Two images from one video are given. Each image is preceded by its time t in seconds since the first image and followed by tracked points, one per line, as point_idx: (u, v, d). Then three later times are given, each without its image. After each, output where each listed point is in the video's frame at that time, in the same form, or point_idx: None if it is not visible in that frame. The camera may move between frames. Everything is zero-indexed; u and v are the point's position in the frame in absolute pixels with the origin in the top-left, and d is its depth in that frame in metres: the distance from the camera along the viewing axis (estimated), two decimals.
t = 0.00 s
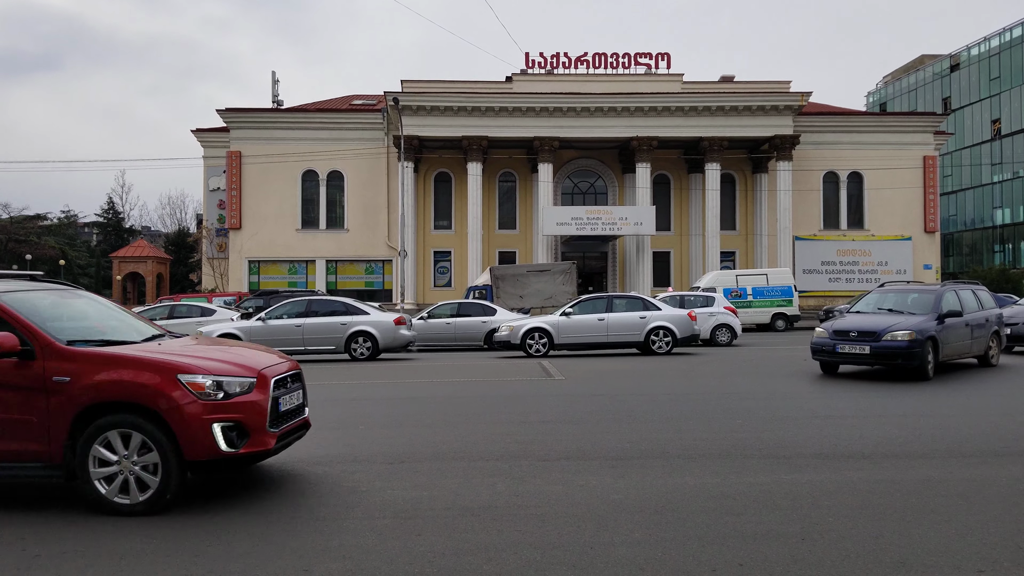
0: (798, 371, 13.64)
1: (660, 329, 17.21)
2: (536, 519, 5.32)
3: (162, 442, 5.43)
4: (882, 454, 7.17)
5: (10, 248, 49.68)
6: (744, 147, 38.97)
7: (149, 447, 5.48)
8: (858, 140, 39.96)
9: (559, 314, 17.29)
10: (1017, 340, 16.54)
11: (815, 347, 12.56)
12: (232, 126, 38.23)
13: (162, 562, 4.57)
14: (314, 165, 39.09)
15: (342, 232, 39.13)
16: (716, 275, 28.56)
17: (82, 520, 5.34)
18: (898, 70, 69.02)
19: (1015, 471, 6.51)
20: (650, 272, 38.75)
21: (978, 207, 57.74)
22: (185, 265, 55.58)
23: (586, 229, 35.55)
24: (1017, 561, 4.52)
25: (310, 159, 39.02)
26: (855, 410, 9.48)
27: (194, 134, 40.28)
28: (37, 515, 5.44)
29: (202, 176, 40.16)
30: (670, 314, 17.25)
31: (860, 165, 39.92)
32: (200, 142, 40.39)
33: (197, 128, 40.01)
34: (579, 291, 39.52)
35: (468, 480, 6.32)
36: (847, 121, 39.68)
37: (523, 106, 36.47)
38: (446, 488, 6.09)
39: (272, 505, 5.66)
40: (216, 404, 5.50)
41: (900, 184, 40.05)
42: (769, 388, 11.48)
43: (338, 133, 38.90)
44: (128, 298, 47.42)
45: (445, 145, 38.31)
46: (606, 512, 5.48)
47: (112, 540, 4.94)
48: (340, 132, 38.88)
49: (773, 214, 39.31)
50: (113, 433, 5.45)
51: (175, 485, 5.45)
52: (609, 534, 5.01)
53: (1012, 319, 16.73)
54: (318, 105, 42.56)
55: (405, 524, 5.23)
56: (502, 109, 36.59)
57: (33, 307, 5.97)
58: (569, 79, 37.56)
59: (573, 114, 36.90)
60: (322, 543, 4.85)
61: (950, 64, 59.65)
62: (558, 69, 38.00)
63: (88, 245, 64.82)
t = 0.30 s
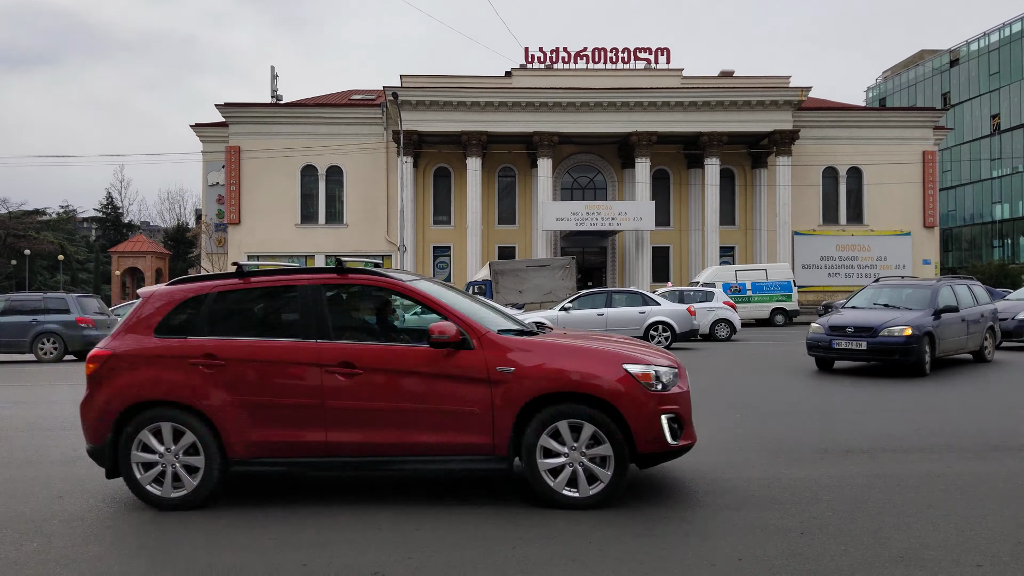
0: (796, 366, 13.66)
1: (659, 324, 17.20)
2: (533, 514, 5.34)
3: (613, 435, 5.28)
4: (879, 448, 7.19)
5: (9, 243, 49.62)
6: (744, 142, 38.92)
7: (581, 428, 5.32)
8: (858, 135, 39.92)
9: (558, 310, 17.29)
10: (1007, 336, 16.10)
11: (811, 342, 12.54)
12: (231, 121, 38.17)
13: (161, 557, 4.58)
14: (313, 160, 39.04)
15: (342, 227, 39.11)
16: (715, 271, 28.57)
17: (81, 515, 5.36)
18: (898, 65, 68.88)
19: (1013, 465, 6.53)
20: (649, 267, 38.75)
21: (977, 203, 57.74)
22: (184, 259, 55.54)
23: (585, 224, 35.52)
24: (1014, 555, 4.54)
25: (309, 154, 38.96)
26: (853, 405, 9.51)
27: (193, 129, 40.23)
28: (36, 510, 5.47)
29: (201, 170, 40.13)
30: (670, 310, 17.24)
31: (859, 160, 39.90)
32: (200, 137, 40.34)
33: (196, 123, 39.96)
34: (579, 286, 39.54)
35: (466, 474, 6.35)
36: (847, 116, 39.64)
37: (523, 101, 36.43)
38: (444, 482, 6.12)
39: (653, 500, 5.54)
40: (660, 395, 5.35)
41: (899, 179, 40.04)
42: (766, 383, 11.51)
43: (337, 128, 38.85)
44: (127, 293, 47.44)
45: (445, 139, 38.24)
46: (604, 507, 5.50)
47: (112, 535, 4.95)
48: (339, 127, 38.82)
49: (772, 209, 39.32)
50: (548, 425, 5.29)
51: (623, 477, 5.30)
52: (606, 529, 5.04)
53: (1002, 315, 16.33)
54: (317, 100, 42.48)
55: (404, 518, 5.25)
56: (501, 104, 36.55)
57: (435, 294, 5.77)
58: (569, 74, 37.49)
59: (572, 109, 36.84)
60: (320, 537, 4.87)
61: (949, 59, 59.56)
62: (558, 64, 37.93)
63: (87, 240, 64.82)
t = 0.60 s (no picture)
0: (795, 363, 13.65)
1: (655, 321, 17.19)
2: (532, 513, 5.34)
3: None
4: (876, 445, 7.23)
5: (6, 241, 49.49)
6: (742, 139, 38.93)
7: None
8: (855, 132, 39.95)
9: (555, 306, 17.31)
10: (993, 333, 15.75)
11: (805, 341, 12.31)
12: (229, 118, 38.13)
13: (157, 555, 4.58)
14: (311, 157, 39.01)
15: (340, 224, 39.08)
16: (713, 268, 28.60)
17: (79, 513, 5.36)
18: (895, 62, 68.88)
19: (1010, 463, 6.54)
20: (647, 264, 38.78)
21: (975, 200, 57.79)
22: (182, 257, 55.47)
23: (583, 220, 35.52)
24: (1010, 552, 4.56)
25: (307, 151, 38.93)
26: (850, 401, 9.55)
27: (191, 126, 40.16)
28: (33, 508, 5.47)
29: (199, 168, 40.09)
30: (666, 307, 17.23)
31: (857, 157, 39.94)
32: (198, 134, 40.28)
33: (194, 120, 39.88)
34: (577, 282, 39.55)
35: (466, 473, 6.33)
36: (844, 113, 39.65)
37: (522, 98, 36.40)
38: (443, 480, 6.12)
39: None
40: None
41: (896, 176, 40.08)
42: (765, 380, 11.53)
43: (335, 125, 38.81)
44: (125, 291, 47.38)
45: (442, 137, 38.18)
46: (602, 505, 5.52)
47: (108, 533, 4.96)
48: (337, 124, 38.79)
49: (770, 206, 39.36)
50: None
51: None
52: (603, 528, 5.03)
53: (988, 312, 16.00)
54: (314, 98, 42.47)
55: (402, 516, 5.27)
56: (499, 101, 36.53)
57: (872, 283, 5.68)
58: (567, 71, 37.49)
59: (571, 106, 36.82)
60: (318, 536, 4.87)
61: (946, 56, 59.58)
62: (556, 61, 37.91)
63: (85, 238, 64.72)
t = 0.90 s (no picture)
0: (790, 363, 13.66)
1: (647, 322, 17.22)
2: (530, 512, 5.33)
3: None
4: (871, 445, 7.24)
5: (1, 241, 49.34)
6: (738, 139, 38.98)
7: None
8: (851, 132, 40.03)
9: (548, 307, 17.29)
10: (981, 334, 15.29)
11: (795, 343, 11.72)
12: (225, 118, 38.06)
13: (152, 557, 4.57)
14: (307, 157, 38.94)
15: (336, 224, 39.03)
16: (709, 268, 28.65)
17: (74, 513, 5.34)
18: (891, 63, 69.03)
19: (1008, 463, 6.54)
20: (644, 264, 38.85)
21: (970, 200, 57.96)
22: (178, 257, 55.35)
23: (579, 220, 35.55)
24: (1004, 552, 4.57)
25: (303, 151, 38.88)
26: (845, 400, 9.61)
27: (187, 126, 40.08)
28: (29, 509, 5.46)
29: (195, 167, 40.02)
30: (658, 307, 17.24)
31: (853, 158, 40.03)
32: (194, 134, 40.18)
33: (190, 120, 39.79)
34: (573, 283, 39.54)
35: (463, 473, 6.32)
36: (840, 113, 39.73)
37: (518, 99, 36.40)
38: (440, 480, 6.12)
39: None
40: None
41: (893, 176, 40.17)
42: (761, 380, 11.53)
43: (331, 125, 38.77)
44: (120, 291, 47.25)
45: (438, 137, 38.16)
46: (597, 503, 5.52)
47: (104, 534, 4.95)
48: (334, 124, 38.75)
49: (766, 206, 39.43)
50: None
51: None
52: (601, 527, 5.03)
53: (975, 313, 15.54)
54: (311, 97, 42.47)
55: (398, 516, 5.27)
56: (495, 101, 36.54)
57: None
58: (564, 71, 37.52)
59: (567, 106, 36.82)
60: (314, 537, 4.86)
61: (942, 57, 59.77)
62: (552, 62, 37.95)
63: (80, 237, 64.56)
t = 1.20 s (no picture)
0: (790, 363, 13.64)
1: (642, 323, 17.22)
2: (531, 513, 5.34)
3: None
4: (871, 446, 7.25)
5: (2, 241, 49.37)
6: (738, 140, 38.99)
7: None
8: (852, 133, 40.01)
9: (541, 307, 17.28)
10: (975, 335, 15.24)
11: (795, 347, 11.55)
12: (225, 119, 38.08)
13: (154, 557, 4.56)
14: (308, 157, 38.95)
15: (336, 225, 39.04)
16: (710, 268, 28.62)
17: (74, 514, 5.34)
18: (892, 63, 69.02)
19: (1009, 463, 6.55)
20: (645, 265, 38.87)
21: (970, 200, 57.96)
22: (179, 258, 55.39)
23: (579, 221, 35.57)
24: (1005, 553, 4.58)
25: (304, 152, 38.90)
26: (845, 401, 9.61)
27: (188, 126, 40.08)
28: (28, 509, 5.45)
29: (196, 168, 40.06)
30: (653, 308, 17.22)
31: (853, 158, 40.02)
32: (194, 134, 40.18)
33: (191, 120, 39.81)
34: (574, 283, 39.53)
35: (464, 473, 6.33)
36: (841, 114, 39.72)
37: (519, 99, 36.42)
38: (441, 481, 6.11)
39: None
40: None
41: (894, 176, 40.16)
42: (763, 380, 11.52)
43: (332, 125, 38.80)
44: (121, 292, 47.28)
45: (439, 138, 38.17)
46: (598, 504, 5.53)
47: (105, 534, 4.96)
48: (334, 125, 38.78)
49: (767, 207, 39.40)
50: None
51: None
52: (602, 528, 5.02)
53: (968, 314, 15.48)
54: (311, 98, 42.50)
55: (400, 517, 5.25)
56: (496, 101, 36.54)
57: None
58: (565, 72, 37.53)
59: (568, 107, 36.80)
60: (315, 537, 4.86)
61: (943, 58, 59.78)
62: (553, 62, 37.96)
63: (82, 237, 64.60)
